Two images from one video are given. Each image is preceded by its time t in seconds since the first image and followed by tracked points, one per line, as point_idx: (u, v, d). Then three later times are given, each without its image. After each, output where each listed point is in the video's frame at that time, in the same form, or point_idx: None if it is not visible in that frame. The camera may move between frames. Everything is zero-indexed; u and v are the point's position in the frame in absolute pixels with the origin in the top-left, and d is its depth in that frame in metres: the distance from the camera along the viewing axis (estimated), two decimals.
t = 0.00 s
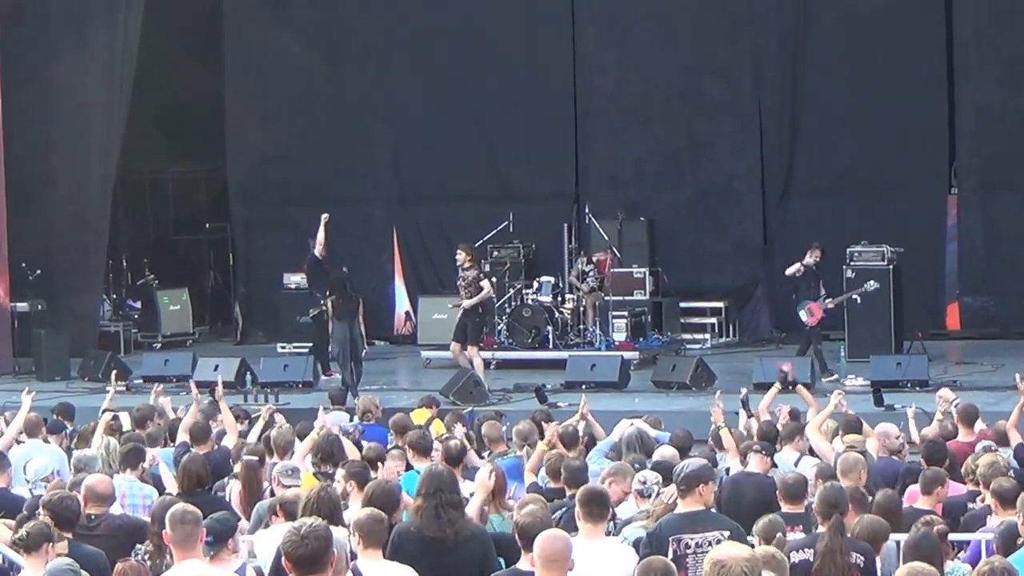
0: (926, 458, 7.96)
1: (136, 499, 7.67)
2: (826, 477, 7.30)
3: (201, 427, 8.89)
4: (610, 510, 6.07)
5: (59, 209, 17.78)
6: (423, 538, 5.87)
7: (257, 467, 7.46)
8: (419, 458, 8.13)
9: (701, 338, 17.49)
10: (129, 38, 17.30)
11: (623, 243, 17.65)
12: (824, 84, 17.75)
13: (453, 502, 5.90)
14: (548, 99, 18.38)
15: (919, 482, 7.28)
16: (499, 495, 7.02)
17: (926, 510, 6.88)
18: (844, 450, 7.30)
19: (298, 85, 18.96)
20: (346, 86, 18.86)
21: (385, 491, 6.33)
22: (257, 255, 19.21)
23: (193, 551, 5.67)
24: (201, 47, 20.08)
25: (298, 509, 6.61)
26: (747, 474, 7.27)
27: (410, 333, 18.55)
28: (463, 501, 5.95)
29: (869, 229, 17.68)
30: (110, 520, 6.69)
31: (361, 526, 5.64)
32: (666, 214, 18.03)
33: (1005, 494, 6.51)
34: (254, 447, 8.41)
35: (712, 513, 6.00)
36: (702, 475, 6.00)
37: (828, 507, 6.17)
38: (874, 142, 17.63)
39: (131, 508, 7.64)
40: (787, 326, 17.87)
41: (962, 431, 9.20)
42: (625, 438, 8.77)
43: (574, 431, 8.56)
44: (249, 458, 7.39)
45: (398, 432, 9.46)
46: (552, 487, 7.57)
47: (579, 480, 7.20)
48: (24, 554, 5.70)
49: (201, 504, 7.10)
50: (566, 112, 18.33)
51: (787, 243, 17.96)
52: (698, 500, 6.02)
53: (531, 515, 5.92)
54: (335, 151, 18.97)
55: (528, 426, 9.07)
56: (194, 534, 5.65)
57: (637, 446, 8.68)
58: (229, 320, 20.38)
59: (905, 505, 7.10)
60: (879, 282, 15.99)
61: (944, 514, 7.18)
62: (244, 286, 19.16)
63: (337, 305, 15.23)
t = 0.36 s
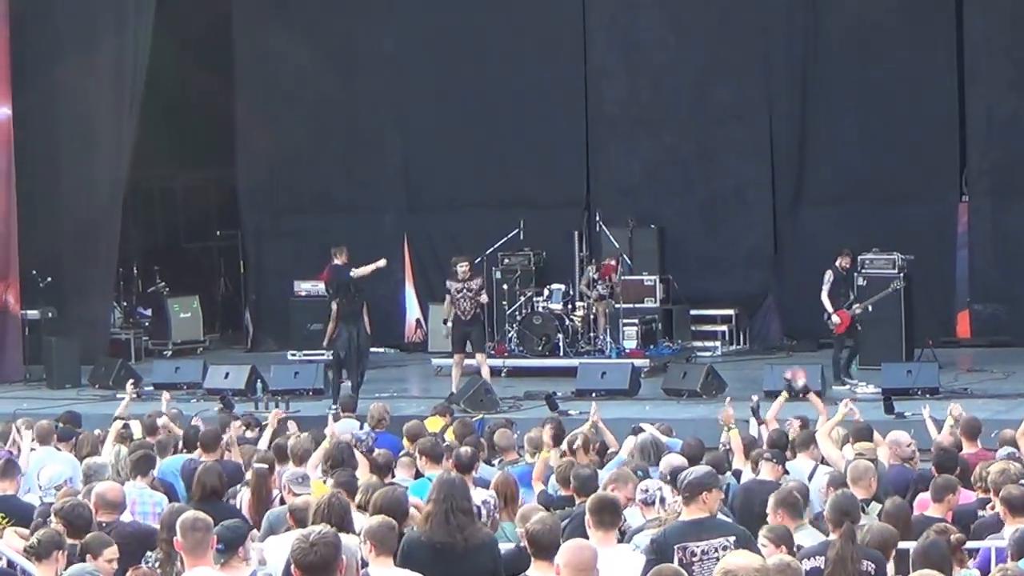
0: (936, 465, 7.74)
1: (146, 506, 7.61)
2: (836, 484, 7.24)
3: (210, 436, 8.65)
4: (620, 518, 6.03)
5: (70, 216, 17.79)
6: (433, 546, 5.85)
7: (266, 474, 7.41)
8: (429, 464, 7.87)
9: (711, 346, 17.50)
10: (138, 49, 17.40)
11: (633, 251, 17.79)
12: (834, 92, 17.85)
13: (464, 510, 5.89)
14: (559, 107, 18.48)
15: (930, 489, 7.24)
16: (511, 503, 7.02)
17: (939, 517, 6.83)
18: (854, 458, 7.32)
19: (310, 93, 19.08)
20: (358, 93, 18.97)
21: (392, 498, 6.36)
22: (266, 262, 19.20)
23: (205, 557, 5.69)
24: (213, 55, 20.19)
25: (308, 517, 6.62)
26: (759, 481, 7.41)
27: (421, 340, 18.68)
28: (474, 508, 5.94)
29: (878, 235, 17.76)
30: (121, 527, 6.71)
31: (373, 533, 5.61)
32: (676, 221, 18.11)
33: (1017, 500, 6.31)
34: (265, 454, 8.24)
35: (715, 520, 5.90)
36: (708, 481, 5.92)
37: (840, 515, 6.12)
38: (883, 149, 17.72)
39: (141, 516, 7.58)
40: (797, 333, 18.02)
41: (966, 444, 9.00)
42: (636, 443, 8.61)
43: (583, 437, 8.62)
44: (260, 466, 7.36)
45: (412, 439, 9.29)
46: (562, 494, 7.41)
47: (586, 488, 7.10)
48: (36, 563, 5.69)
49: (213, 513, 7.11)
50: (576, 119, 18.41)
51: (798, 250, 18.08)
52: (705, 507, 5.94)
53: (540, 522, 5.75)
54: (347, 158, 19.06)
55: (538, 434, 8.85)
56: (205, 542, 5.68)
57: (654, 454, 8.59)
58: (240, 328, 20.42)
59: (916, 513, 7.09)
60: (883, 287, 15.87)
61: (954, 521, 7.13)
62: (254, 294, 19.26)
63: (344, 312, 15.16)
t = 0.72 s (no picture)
0: (941, 471, 7.71)
1: (150, 511, 7.61)
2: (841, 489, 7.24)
3: (209, 439, 8.67)
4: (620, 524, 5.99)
5: (74, 221, 17.78)
6: (436, 550, 5.84)
7: (269, 479, 7.38)
8: (435, 469, 7.80)
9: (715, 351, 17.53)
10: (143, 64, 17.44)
11: (638, 256, 17.68)
12: (837, 98, 17.90)
13: (468, 515, 5.90)
14: (564, 112, 18.54)
15: (934, 495, 7.23)
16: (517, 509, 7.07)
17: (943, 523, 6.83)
18: (856, 464, 7.32)
19: (315, 100, 19.16)
20: (363, 98, 19.03)
21: (396, 503, 6.37)
22: (274, 268, 19.33)
23: (209, 561, 5.70)
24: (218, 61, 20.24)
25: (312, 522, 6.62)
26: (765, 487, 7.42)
27: (425, 346, 18.71)
28: (476, 512, 5.94)
29: (882, 240, 17.78)
30: (125, 532, 6.71)
31: (376, 539, 5.60)
32: (681, 226, 18.15)
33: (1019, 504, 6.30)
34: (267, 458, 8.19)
35: (705, 524, 5.91)
36: (698, 485, 5.92)
37: (844, 520, 6.12)
38: (887, 154, 17.75)
39: (144, 520, 7.59)
40: (801, 338, 18.07)
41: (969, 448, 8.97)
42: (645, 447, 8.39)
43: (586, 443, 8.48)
44: (263, 471, 7.34)
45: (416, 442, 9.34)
46: (566, 500, 7.37)
47: (590, 495, 7.11)
48: (40, 568, 5.68)
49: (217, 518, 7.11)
50: (581, 124, 18.47)
51: (801, 256, 18.12)
52: (698, 511, 5.94)
53: (543, 528, 5.74)
54: (352, 165, 19.16)
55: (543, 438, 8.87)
56: (209, 546, 5.67)
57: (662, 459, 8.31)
58: (243, 332, 20.63)
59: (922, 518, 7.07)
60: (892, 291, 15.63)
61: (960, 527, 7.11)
62: (258, 298, 19.37)
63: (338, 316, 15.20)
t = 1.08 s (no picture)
0: (940, 473, 7.72)
1: (150, 513, 7.61)
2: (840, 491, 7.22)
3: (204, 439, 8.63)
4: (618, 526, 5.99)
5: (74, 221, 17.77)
6: (436, 552, 5.85)
7: (269, 480, 7.38)
8: (435, 471, 7.77)
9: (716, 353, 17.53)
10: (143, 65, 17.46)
11: (637, 258, 17.59)
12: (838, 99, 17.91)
13: (468, 516, 5.89)
14: (564, 113, 18.56)
15: (933, 497, 7.22)
16: (515, 511, 7.03)
17: (942, 525, 6.82)
18: (855, 467, 7.30)
19: (316, 100, 19.20)
20: (363, 100, 19.07)
21: (395, 504, 6.36)
22: (274, 273, 19.39)
23: (208, 563, 5.70)
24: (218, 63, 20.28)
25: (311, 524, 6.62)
26: (764, 489, 7.40)
27: (425, 348, 18.67)
28: (476, 515, 5.94)
29: (882, 242, 17.79)
30: (125, 534, 6.70)
31: (374, 541, 5.61)
32: (680, 228, 18.19)
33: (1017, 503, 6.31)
34: (266, 461, 8.19)
35: (694, 526, 5.90)
36: (699, 485, 5.95)
37: (844, 522, 6.12)
38: (887, 156, 17.76)
39: (144, 522, 7.59)
40: (801, 339, 18.08)
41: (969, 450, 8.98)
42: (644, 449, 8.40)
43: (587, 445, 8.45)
44: (262, 473, 7.34)
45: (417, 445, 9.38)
46: (566, 502, 7.37)
47: (588, 497, 7.10)
48: (42, 570, 5.67)
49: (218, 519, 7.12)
50: (581, 126, 18.49)
51: (802, 257, 18.12)
52: (699, 510, 5.96)
53: (540, 529, 5.74)
54: (353, 167, 19.20)
55: (542, 441, 8.84)
56: (209, 547, 5.67)
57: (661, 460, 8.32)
58: (243, 334, 20.59)
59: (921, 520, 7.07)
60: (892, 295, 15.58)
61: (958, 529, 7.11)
62: (258, 300, 19.39)
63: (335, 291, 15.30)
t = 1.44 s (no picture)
0: (938, 475, 7.72)
1: (150, 514, 7.60)
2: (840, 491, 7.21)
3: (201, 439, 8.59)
4: (620, 529, 5.97)
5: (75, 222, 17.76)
6: (435, 554, 5.85)
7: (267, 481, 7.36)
8: (435, 472, 7.76)
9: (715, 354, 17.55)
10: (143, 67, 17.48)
11: (637, 259, 17.65)
12: (837, 100, 17.91)
13: (467, 518, 5.89)
14: (564, 114, 18.56)
15: (932, 499, 7.23)
16: (515, 511, 7.00)
17: (942, 525, 6.82)
18: (856, 468, 7.30)
19: (316, 101, 19.22)
20: (363, 100, 19.09)
21: (393, 507, 6.36)
22: (273, 275, 19.46)
23: (207, 564, 5.68)
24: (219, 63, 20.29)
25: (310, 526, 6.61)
26: (767, 490, 7.39)
27: (425, 348, 18.66)
28: (477, 517, 5.93)
29: (882, 243, 17.79)
30: (124, 535, 6.69)
31: (375, 542, 5.61)
32: (680, 229, 18.20)
33: (1016, 506, 6.31)
34: (265, 460, 8.16)
35: (720, 530, 5.90)
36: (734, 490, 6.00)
37: (844, 524, 6.11)
38: (887, 157, 17.76)
39: (143, 523, 7.56)
40: (801, 341, 18.08)
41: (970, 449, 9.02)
42: (644, 451, 8.43)
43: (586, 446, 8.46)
44: (262, 474, 7.31)
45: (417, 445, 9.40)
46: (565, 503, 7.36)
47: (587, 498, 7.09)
48: (41, 571, 5.66)
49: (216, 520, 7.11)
50: (581, 127, 18.49)
51: (801, 259, 18.12)
52: (731, 517, 6.01)
53: (538, 531, 5.75)
54: (354, 168, 19.24)
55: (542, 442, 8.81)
56: (208, 549, 5.65)
57: (661, 461, 8.33)
58: (243, 335, 20.56)
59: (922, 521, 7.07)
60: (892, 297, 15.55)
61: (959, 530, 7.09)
62: (258, 301, 19.41)
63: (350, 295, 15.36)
